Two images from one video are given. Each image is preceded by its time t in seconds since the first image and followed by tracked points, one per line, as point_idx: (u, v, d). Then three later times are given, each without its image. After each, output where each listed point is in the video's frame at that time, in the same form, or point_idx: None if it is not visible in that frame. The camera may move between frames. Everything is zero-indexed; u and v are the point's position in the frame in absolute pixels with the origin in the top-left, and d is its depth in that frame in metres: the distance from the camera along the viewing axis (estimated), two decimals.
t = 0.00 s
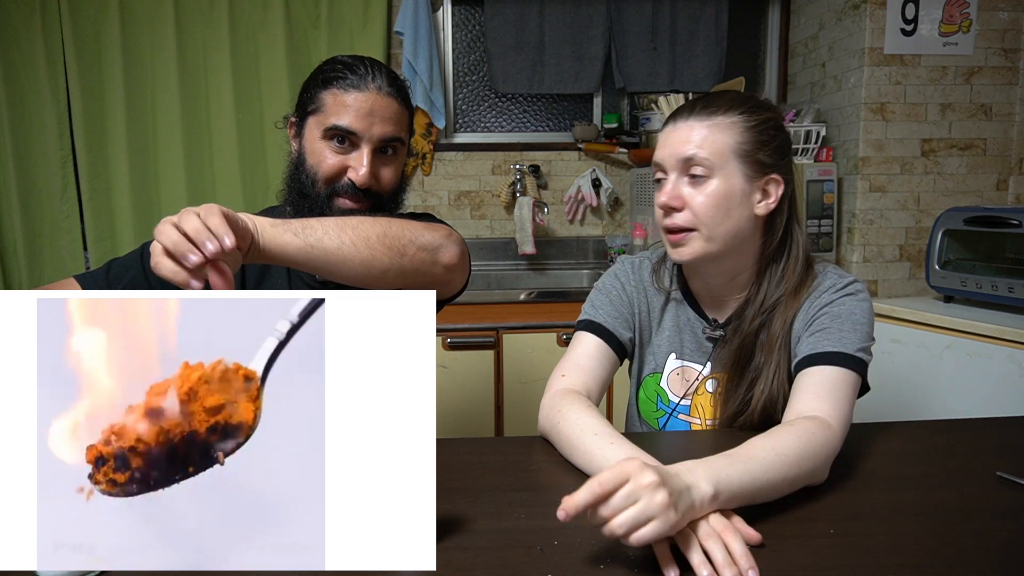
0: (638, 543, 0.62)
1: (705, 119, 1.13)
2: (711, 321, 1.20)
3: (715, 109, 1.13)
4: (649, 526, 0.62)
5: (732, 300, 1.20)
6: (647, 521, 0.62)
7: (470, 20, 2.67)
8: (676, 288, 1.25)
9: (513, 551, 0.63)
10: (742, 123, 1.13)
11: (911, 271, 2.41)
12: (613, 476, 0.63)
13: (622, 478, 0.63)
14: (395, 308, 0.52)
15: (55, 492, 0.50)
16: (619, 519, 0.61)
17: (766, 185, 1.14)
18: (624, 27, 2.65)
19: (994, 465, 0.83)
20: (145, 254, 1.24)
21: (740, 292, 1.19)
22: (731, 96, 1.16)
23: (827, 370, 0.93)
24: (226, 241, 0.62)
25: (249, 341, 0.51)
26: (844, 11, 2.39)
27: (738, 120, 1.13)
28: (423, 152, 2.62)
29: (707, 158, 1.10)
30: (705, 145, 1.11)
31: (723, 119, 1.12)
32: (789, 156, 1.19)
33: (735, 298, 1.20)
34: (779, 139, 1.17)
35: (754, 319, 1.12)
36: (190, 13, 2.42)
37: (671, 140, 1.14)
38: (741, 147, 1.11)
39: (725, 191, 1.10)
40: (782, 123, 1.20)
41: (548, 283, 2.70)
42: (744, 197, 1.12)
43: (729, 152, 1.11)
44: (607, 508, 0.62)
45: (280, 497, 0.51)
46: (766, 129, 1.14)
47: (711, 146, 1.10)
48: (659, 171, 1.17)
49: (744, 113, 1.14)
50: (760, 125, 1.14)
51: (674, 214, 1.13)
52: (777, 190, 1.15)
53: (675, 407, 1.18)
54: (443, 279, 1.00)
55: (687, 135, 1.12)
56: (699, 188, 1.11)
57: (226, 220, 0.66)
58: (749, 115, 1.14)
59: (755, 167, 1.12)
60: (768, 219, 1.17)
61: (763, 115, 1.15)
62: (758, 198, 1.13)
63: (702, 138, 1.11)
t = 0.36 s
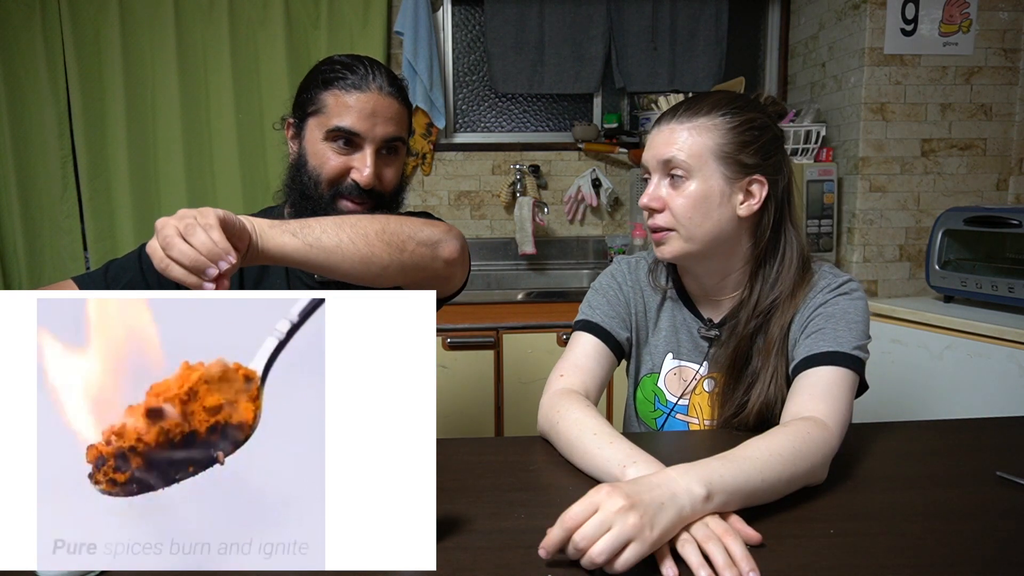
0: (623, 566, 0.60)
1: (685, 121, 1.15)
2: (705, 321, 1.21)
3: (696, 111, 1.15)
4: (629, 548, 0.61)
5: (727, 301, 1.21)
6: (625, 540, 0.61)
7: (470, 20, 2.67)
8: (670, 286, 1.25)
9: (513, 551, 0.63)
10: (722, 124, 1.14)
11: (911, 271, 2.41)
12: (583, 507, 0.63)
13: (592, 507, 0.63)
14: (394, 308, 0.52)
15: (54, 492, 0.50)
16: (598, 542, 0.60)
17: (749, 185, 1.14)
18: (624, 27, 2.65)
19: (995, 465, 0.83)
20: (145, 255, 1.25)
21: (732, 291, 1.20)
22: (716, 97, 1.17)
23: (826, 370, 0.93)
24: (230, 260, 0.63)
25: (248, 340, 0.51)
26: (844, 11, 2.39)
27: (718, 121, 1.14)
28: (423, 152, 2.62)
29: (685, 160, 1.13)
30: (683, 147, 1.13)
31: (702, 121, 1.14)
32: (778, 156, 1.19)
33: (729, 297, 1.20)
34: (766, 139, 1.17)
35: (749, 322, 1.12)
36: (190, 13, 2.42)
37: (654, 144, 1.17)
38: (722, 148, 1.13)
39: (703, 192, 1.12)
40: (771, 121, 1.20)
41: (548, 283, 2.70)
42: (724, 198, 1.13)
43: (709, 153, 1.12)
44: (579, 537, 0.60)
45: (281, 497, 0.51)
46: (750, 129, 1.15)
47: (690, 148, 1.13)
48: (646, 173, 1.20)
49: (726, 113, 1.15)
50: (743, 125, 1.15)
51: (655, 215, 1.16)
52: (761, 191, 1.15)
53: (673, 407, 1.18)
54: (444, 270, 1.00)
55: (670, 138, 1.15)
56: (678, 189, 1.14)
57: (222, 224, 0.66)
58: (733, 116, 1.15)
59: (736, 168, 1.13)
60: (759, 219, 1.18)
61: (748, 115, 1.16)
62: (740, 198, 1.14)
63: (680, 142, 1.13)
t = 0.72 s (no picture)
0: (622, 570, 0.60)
1: (684, 121, 1.15)
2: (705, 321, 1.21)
3: (694, 112, 1.15)
4: (627, 551, 0.61)
5: (727, 301, 1.21)
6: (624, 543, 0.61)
7: (470, 20, 2.67)
8: (669, 285, 1.25)
9: (512, 551, 0.63)
10: (721, 124, 1.14)
11: (911, 271, 2.41)
12: (581, 512, 0.63)
13: (589, 511, 0.63)
14: (394, 307, 0.52)
15: (54, 492, 0.50)
16: (597, 546, 0.60)
17: (748, 185, 1.14)
18: (624, 27, 2.65)
19: (994, 465, 0.83)
20: (138, 260, 1.24)
21: (731, 292, 1.20)
22: (714, 98, 1.17)
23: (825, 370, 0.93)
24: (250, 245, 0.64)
25: (248, 340, 0.51)
26: (844, 11, 2.39)
27: (717, 122, 1.14)
28: (423, 152, 2.62)
29: (684, 160, 1.13)
30: (682, 147, 1.13)
31: (701, 121, 1.14)
32: (777, 156, 1.19)
33: (729, 297, 1.20)
34: (765, 139, 1.17)
35: (749, 321, 1.12)
36: (190, 12, 2.42)
37: (654, 145, 1.17)
38: (721, 148, 1.13)
39: (702, 192, 1.12)
40: (770, 120, 1.19)
41: (549, 283, 2.70)
42: (724, 198, 1.13)
43: (707, 153, 1.12)
44: (577, 541, 0.60)
45: (281, 497, 0.51)
46: (749, 129, 1.15)
47: (688, 149, 1.13)
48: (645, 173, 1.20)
49: (725, 114, 1.15)
50: (741, 125, 1.15)
51: (655, 216, 1.16)
52: (760, 191, 1.15)
53: (673, 407, 1.18)
54: (455, 263, 1.00)
55: (668, 139, 1.15)
56: (678, 189, 1.14)
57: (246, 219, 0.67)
58: (731, 116, 1.15)
59: (735, 168, 1.13)
60: (758, 219, 1.18)
61: (747, 115, 1.16)
62: (739, 198, 1.14)
63: (678, 142, 1.13)
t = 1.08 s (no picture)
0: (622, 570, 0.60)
1: (687, 121, 1.15)
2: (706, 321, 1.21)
3: (698, 112, 1.15)
4: (627, 551, 0.61)
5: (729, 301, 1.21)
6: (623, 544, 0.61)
7: (470, 20, 2.67)
8: (671, 285, 1.26)
9: (512, 551, 0.63)
10: (725, 125, 1.14)
11: (911, 270, 2.41)
12: (580, 513, 0.63)
13: (588, 513, 0.63)
14: (394, 307, 0.52)
15: (54, 493, 0.50)
16: (596, 547, 0.60)
17: (751, 185, 1.14)
18: (624, 27, 2.65)
19: (994, 465, 0.83)
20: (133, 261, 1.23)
21: (734, 292, 1.20)
22: (717, 98, 1.17)
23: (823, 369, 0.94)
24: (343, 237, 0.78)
25: (248, 341, 0.51)
26: (844, 11, 2.39)
27: (720, 122, 1.14)
28: (423, 152, 2.62)
29: (687, 160, 1.13)
30: (686, 147, 1.13)
31: (705, 121, 1.14)
32: (780, 156, 1.19)
33: (731, 297, 1.21)
34: (768, 140, 1.17)
35: (751, 321, 1.12)
36: (190, 13, 2.42)
37: (658, 145, 1.17)
38: (724, 149, 1.13)
39: (705, 192, 1.12)
40: (773, 121, 1.19)
41: (549, 283, 2.70)
42: (727, 199, 1.13)
43: (710, 154, 1.12)
44: (576, 542, 0.60)
45: (281, 497, 0.51)
46: (752, 129, 1.15)
47: (692, 149, 1.13)
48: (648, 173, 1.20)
49: (728, 114, 1.15)
50: (745, 126, 1.15)
51: (658, 216, 1.15)
52: (763, 191, 1.15)
53: (673, 407, 1.18)
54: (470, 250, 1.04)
55: (672, 139, 1.15)
56: (681, 190, 1.14)
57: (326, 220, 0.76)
58: (735, 116, 1.15)
59: (738, 168, 1.13)
60: (761, 220, 1.18)
61: (750, 116, 1.16)
62: (742, 199, 1.14)
63: (681, 143, 1.13)
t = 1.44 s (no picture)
0: None
1: (690, 122, 1.15)
2: (707, 320, 1.21)
3: (700, 112, 1.16)
4: (627, 567, 0.60)
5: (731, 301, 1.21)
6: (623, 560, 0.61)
7: (470, 21, 2.67)
8: (672, 283, 1.25)
9: (513, 552, 0.63)
10: (727, 125, 1.14)
11: (911, 271, 2.41)
12: (581, 527, 0.62)
13: (589, 526, 0.63)
14: (395, 307, 0.52)
15: (53, 492, 0.50)
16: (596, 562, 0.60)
17: (754, 185, 1.14)
18: (624, 27, 2.65)
19: (995, 465, 0.83)
20: (132, 263, 1.24)
21: (735, 291, 1.20)
22: (720, 98, 1.18)
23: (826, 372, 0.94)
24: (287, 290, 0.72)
25: (248, 340, 0.51)
26: (844, 11, 2.39)
27: (723, 123, 1.14)
28: (423, 152, 2.62)
29: (690, 160, 1.13)
30: (689, 147, 1.13)
31: (707, 122, 1.14)
32: (783, 156, 1.19)
33: (733, 297, 1.21)
34: (770, 140, 1.17)
35: (752, 321, 1.12)
36: (190, 12, 2.42)
37: (660, 145, 1.17)
38: (726, 149, 1.13)
39: (707, 192, 1.13)
40: (776, 121, 1.20)
41: (548, 283, 2.70)
42: (729, 199, 1.13)
43: (712, 154, 1.13)
44: (576, 558, 0.60)
45: (281, 497, 0.51)
46: (754, 130, 1.15)
47: (694, 149, 1.13)
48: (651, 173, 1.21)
49: (731, 114, 1.15)
50: (748, 127, 1.15)
51: (661, 216, 1.16)
52: (766, 191, 1.15)
53: (674, 407, 1.18)
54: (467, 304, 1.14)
55: (674, 140, 1.15)
56: (683, 189, 1.14)
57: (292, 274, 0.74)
58: (737, 117, 1.15)
59: (740, 168, 1.13)
60: (763, 221, 1.18)
61: (752, 116, 1.16)
62: (744, 199, 1.14)
63: (683, 144, 1.14)
